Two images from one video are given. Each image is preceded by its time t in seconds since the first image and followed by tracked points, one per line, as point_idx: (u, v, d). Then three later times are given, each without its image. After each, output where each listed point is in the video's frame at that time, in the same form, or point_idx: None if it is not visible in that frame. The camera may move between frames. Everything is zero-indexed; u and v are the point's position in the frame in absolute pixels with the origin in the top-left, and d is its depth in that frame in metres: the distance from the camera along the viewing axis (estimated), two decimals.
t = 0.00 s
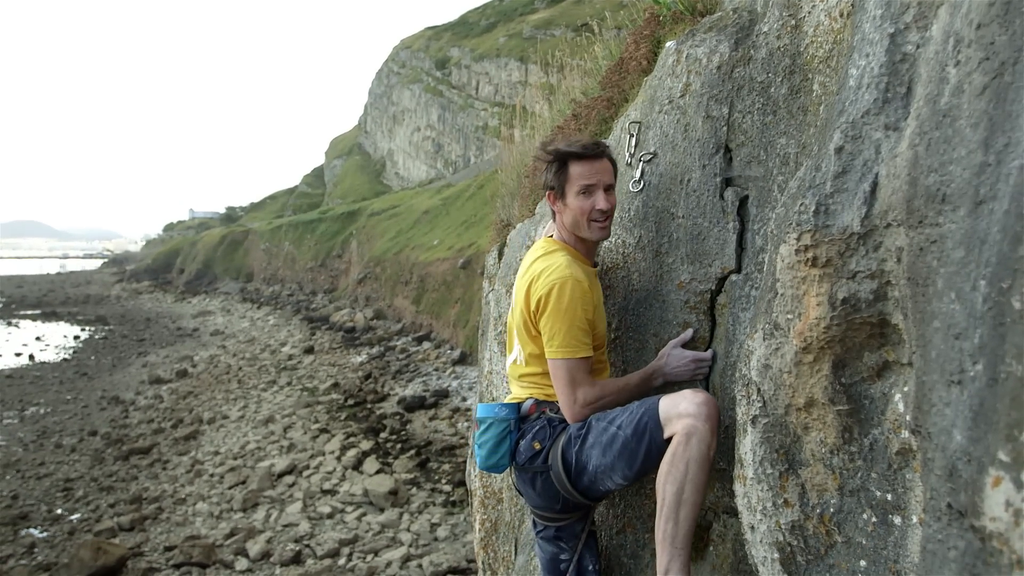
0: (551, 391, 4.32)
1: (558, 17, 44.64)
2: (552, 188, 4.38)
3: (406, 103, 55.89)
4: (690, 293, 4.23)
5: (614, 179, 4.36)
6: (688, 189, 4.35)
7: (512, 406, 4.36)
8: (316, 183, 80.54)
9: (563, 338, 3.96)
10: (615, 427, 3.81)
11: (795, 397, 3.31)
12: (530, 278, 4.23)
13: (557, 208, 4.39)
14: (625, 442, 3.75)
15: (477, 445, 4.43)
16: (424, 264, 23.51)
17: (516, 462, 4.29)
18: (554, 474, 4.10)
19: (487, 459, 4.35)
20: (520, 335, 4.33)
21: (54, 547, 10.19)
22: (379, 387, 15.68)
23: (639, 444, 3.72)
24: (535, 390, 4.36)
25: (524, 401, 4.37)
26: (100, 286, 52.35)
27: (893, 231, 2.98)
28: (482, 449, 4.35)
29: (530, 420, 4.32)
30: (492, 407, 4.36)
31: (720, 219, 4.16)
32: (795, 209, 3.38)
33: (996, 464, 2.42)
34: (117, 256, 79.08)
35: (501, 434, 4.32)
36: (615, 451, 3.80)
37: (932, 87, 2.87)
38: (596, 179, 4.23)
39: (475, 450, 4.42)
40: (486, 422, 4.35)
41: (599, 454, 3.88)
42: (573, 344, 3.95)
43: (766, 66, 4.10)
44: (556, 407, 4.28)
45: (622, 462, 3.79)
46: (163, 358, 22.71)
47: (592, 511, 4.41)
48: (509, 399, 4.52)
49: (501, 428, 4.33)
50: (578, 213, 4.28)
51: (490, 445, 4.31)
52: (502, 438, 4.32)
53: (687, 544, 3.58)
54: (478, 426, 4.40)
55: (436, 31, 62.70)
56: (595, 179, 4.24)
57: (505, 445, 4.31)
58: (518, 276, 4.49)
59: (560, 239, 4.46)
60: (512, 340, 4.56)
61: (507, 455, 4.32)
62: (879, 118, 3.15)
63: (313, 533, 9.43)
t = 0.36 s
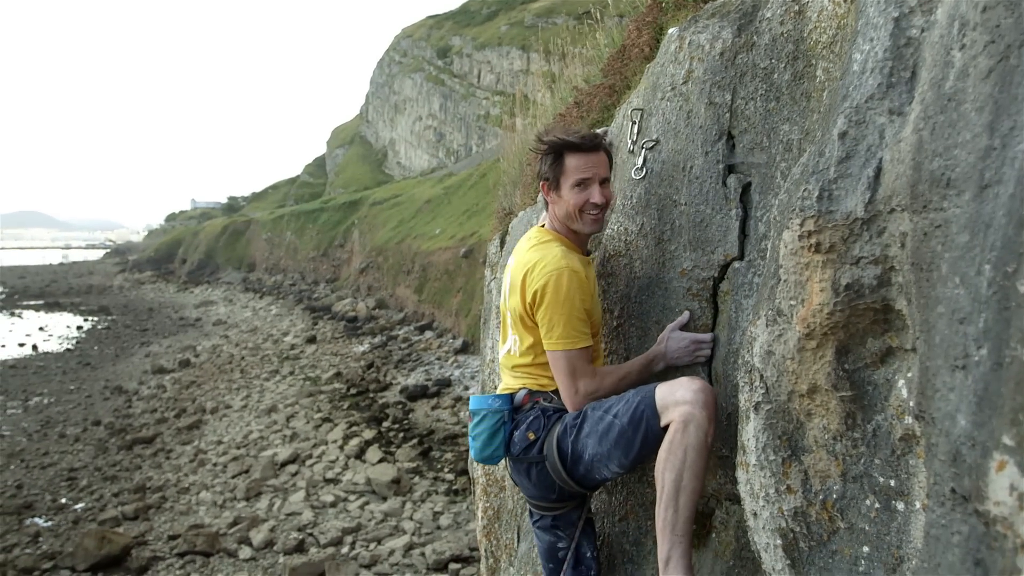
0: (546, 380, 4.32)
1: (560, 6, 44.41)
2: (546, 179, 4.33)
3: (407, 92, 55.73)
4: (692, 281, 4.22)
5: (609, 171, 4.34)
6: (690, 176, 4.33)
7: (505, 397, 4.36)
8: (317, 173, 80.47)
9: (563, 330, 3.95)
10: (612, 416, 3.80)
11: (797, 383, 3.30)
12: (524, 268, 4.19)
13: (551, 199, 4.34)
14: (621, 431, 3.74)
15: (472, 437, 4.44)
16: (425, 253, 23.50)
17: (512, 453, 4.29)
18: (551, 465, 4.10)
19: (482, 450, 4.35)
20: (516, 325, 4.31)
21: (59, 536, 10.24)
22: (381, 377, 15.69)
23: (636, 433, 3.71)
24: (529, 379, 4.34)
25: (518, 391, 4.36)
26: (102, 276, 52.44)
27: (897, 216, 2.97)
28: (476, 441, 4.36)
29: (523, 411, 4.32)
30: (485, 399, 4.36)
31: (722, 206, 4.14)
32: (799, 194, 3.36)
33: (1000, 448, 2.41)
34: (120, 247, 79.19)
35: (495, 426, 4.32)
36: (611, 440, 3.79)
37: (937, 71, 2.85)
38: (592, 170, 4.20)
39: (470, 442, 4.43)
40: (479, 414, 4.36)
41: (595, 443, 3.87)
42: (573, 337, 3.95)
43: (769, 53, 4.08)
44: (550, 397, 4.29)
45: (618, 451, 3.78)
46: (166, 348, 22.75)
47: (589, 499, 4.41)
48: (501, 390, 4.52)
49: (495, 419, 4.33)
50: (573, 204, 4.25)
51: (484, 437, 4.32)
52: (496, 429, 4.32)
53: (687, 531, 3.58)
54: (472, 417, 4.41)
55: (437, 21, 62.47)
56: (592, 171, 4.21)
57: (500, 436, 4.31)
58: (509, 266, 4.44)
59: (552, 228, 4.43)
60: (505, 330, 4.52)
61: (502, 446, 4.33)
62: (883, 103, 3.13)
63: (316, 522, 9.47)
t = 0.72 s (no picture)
0: (554, 361, 4.28)
1: None
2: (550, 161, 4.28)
3: (411, 72, 55.41)
4: (698, 258, 4.19)
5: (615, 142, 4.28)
6: (697, 153, 4.29)
7: (514, 377, 4.36)
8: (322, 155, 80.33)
9: (572, 314, 3.95)
10: (619, 394, 3.79)
11: (805, 359, 3.28)
12: (534, 250, 4.17)
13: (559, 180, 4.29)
14: (629, 409, 3.73)
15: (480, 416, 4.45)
16: (430, 234, 23.47)
17: (521, 433, 4.29)
18: (560, 444, 4.10)
19: (491, 430, 4.37)
20: (524, 307, 4.29)
21: (68, 515, 10.33)
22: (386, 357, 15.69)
23: (644, 410, 3.70)
24: (536, 360, 4.32)
25: (526, 372, 4.35)
26: (108, 257, 52.64)
27: (908, 190, 2.93)
28: (485, 420, 4.37)
29: (532, 391, 4.31)
30: (494, 379, 4.36)
31: (730, 182, 4.10)
32: (808, 169, 3.33)
33: (1012, 421, 2.40)
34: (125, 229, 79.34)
35: (504, 406, 4.32)
36: (619, 418, 3.78)
37: (949, 43, 2.80)
38: (597, 149, 4.15)
39: (479, 421, 4.44)
40: (489, 392, 4.37)
41: (603, 422, 3.86)
42: (583, 320, 3.94)
43: (778, 27, 4.02)
44: (558, 378, 4.26)
45: (627, 428, 3.77)
46: (172, 329, 22.84)
47: (597, 476, 4.41)
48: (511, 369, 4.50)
49: (503, 399, 4.34)
50: (580, 184, 4.21)
51: (493, 416, 4.33)
52: (505, 409, 4.32)
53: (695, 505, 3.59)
54: (481, 397, 4.42)
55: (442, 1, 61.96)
56: (596, 149, 4.15)
57: (509, 416, 4.32)
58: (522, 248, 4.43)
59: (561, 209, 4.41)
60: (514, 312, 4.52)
61: (511, 425, 4.34)
62: (894, 76, 3.08)
63: (322, 501, 9.52)
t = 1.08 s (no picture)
0: (559, 336, 4.29)
1: None
2: (574, 126, 4.19)
3: (417, 45, 54.96)
4: (706, 230, 4.16)
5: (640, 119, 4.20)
6: (706, 123, 4.24)
7: (520, 350, 4.33)
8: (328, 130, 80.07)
9: (580, 286, 3.91)
10: (626, 366, 3.78)
11: (814, 329, 3.25)
12: (543, 220, 4.12)
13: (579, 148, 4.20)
14: (636, 381, 3.72)
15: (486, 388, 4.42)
16: (436, 209, 23.40)
17: (527, 405, 4.28)
18: (567, 417, 4.10)
19: (496, 402, 4.31)
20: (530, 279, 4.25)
21: (78, 486, 10.44)
22: (392, 331, 15.72)
23: (650, 382, 3.69)
24: (542, 335, 4.32)
25: (531, 346, 4.35)
26: (116, 231, 52.80)
27: (920, 156, 2.88)
28: (491, 392, 4.32)
29: (538, 364, 4.30)
30: (500, 351, 4.32)
31: (739, 153, 4.05)
32: (819, 137, 3.29)
33: None
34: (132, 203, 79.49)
35: (510, 378, 4.28)
36: (626, 390, 3.77)
37: (966, 7, 2.74)
38: (623, 120, 4.04)
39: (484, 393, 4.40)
40: (494, 365, 4.33)
41: (610, 394, 3.85)
42: (589, 292, 3.91)
43: None
44: (565, 353, 4.26)
45: (633, 400, 3.77)
46: (180, 302, 22.92)
47: (603, 447, 4.41)
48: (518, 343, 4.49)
49: (509, 371, 4.29)
50: (600, 155, 4.12)
51: (499, 388, 4.29)
52: (511, 381, 4.29)
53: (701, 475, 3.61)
54: (486, 369, 4.38)
55: None
56: (622, 121, 4.05)
57: (515, 388, 4.28)
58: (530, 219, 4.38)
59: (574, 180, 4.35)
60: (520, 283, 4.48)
61: (517, 397, 4.29)
62: (908, 42, 3.02)
63: (329, 473, 9.59)
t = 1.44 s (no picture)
0: (561, 313, 4.26)
1: None
2: (608, 104, 3.88)
3: (422, 18, 54.43)
4: (715, 201, 4.12)
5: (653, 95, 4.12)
6: (716, 93, 4.18)
7: (523, 327, 4.33)
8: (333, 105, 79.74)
9: (586, 266, 3.90)
10: (634, 341, 3.76)
11: (823, 299, 3.22)
12: (547, 196, 4.02)
13: (604, 126, 3.97)
14: (644, 354, 3.70)
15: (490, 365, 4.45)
16: (442, 183, 23.32)
17: (533, 381, 4.29)
18: (575, 392, 4.09)
19: (502, 378, 4.35)
20: (531, 258, 4.23)
21: (88, 458, 10.54)
22: (399, 305, 15.73)
23: (659, 355, 3.67)
24: (544, 313, 4.30)
25: (535, 322, 4.34)
26: (122, 205, 52.91)
27: (935, 124, 2.83)
28: (496, 369, 4.36)
29: (542, 340, 4.30)
30: (503, 329, 4.33)
31: (749, 123, 4.00)
32: (831, 104, 3.24)
33: None
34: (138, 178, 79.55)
35: (514, 355, 4.32)
36: (635, 364, 3.75)
37: None
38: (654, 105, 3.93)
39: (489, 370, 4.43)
40: (498, 343, 4.35)
41: (618, 368, 3.84)
42: (594, 271, 3.90)
43: None
44: (568, 330, 4.24)
45: (642, 374, 3.76)
46: (186, 277, 22.99)
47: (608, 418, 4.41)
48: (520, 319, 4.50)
49: (513, 349, 4.32)
50: (620, 136, 4.00)
51: (504, 365, 4.32)
52: (515, 358, 4.32)
53: (708, 448, 3.57)
54: (490, 347, 4.40)
55: None
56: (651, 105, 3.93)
57: (519, 365, 4.31)
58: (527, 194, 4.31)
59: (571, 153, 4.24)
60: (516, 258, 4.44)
61: (522, 373, 4.33)
62: (924, 7, 2.96)
63: (336, 446, 9.66)
